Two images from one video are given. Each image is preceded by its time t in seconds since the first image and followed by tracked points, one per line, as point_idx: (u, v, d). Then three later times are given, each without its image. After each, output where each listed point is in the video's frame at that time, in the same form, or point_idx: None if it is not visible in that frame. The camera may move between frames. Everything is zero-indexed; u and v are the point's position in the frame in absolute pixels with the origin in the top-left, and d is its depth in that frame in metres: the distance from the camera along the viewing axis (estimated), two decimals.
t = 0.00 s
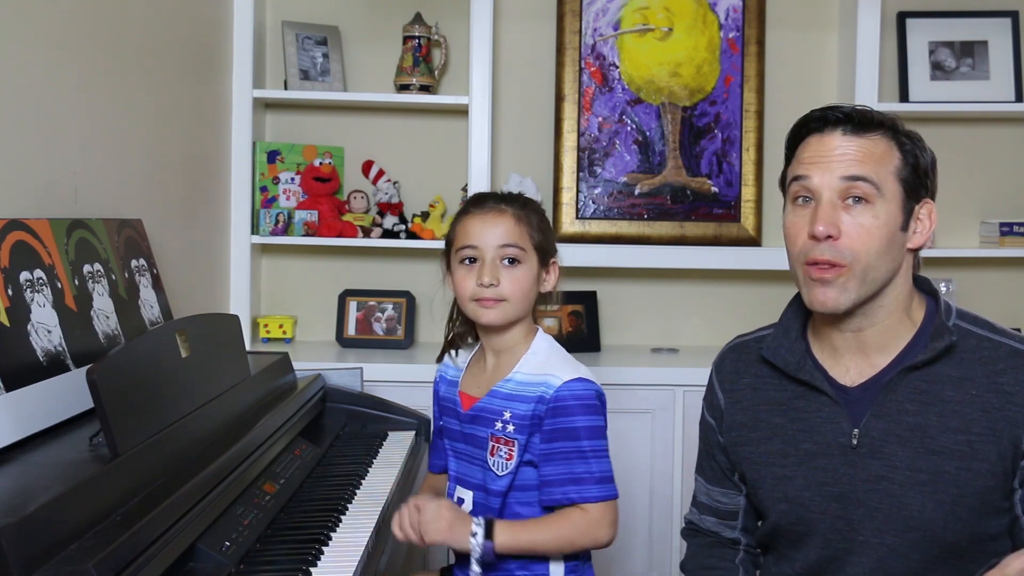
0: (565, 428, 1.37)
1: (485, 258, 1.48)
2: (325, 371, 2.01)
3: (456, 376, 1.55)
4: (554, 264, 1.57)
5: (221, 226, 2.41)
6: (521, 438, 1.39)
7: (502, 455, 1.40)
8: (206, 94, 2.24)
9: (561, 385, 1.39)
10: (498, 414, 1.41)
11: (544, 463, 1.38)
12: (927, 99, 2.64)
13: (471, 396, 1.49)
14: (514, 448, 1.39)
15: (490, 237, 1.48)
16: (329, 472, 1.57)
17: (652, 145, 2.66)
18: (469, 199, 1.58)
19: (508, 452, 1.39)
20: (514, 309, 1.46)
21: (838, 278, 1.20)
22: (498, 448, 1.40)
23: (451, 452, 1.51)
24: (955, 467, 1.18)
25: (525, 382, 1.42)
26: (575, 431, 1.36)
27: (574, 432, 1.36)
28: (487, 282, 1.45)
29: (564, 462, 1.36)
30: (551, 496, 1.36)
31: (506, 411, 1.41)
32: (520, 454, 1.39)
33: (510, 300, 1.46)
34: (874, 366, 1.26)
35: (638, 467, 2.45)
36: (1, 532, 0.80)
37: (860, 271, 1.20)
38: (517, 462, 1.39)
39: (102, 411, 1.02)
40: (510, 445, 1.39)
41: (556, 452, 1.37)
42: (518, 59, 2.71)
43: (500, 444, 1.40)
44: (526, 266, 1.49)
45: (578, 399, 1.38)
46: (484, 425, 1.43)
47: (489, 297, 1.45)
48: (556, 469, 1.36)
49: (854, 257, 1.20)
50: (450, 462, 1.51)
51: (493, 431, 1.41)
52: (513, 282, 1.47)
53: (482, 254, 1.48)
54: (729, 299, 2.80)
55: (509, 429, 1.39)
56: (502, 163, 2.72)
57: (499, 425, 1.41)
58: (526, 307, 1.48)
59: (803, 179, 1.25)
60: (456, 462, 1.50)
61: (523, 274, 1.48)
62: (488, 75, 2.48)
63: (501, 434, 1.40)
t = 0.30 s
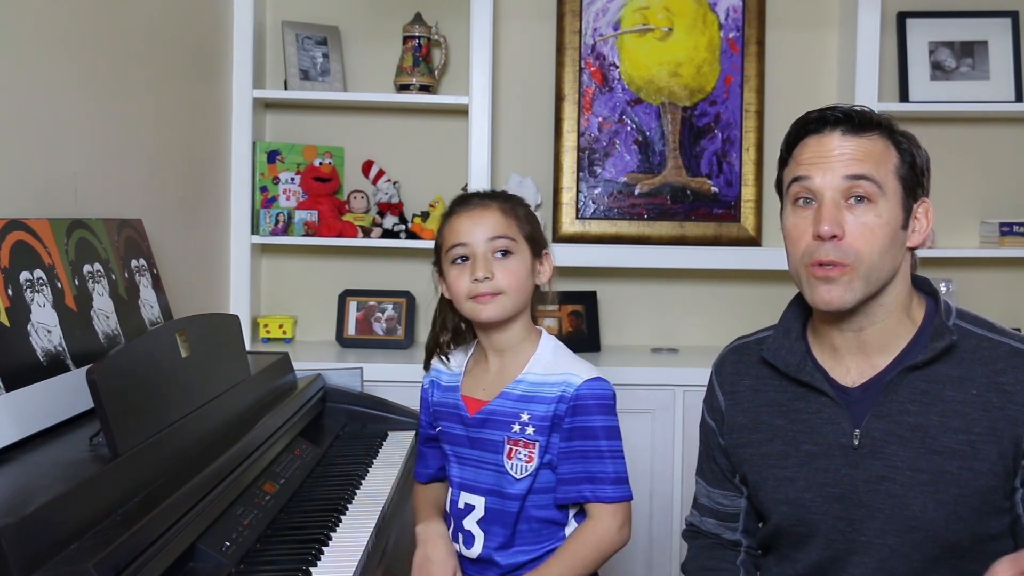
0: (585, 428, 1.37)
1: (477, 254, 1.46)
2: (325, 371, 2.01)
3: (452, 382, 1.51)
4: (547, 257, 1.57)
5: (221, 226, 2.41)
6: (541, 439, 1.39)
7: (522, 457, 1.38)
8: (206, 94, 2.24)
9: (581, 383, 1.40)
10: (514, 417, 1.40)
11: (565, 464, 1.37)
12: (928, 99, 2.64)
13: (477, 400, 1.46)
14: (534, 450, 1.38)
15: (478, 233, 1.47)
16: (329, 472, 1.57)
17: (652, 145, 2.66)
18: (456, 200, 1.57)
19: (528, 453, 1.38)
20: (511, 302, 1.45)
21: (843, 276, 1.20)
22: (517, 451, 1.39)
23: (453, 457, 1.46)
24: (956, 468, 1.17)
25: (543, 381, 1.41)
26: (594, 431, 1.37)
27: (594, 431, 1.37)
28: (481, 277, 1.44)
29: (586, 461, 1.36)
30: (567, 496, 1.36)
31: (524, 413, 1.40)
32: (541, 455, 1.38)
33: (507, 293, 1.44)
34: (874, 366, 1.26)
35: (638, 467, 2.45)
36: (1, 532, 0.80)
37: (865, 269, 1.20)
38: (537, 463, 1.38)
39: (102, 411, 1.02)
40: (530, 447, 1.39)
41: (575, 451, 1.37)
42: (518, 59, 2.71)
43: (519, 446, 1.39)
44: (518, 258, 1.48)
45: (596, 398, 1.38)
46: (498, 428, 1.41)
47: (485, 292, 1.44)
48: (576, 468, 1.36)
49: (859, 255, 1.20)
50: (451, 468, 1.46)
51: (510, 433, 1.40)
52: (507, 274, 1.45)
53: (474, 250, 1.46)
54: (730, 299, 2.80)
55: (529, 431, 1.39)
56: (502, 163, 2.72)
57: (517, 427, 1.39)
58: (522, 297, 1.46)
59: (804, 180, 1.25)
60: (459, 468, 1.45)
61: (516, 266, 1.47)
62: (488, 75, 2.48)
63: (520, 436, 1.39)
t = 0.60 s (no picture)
0: (591, 428, 1.38)
1: (471, 263, 1.44)
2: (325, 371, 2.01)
3: (449, 377, 1.50)
4: (544, 251, 1.56)
5: (221, 226, 2.41)
6: (553, 439, 1.39)
7: (533, 458, 1.38)
8: (206, 94, 2.24)
9: (590, 382, 1.40)
10: (525, 418, 1.40)
11: (574, 467, 1.37)
12: (928, 99, 2.64)
13: (482, 401, 1.44)
14: (546, 451, 1.38)
15: (472, 239, 1.44)
16: (330, 472, 1.58)
17: (652, 145, 2.66)
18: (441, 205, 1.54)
19: (540, 455, 1.38)
20: (512, 308, 1.43)
21: (846, 260, 1.21)
22: (529, 452, 1.38)
23: (456, 458, 1.44)
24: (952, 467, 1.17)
25: (553, 382, 1.41)
26: (599, 431, 1.37)
27: (600, 432, 1.37)
28: (478, 286, 1.41)
29: (594, 460, 1.36)
30: (567, 494, 1.36)
31: (535, 413, 1.40)
32: (552, 457, 1.38)
33: (506, 300, 1.42)
34: (870, 365, 1.26)
35: (638, 467, 2.45)
36: (1, 532, 0.80)
37: (867, 251, 1.21)
38: (549, 465, 1.38)
39: (102, 411, 1.02)
40: (542, 447, 1.39)
41: (583, 452, 1.37)
42: (518, 59, 2.72)
43: (531, 447, 1.38)
44: (513, 262, 1.45)
45: (603, 399, 1.39)
46: (507, 429, 1.40)
47: (483, 301, 1.41)
48: (583, 468, 1.36)
49: (860, 237, 1.21)
50: (454, 468, 1.44)
51: (521, 434, 1.39)
52: (503, 279, 1.43)
53: (469, 259, 1.44)
54: (729, 300, 2.80)
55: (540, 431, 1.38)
56: (502, 163, 2.73)
57: (529, 428, 1.39)
58: (520, 305, 1.45)
59: (794, 175, 1.28)
60: (462, 469, 1.43)
61: (512, 270, 1.45)
62: (488, 75, 2.48)
63: (531, 437, 1.39)
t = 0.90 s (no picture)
0: (573, 423, 1.37)
1: (479, 266, 1.42)
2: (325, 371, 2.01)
3: (440, 380, 1.48)
4: (543, 257, 1.54)
5: (221, 226, 2.41)
6: (540, 437, 1.38)
7: (521, 457, 1.37)
8: (206, 94, 2.24)
9: (573, 378, 1.39)
10: (511, 417, 1.39)
11: (560, 466, 1.36)
12: (928, 99, 2.64)
13: (471, 404, 1.43)
14: (534, 449, 1.38)
15: (480, 243, 1.43)
16: (330, 472, 1.58)
17: (652, 145, 2.66)
18: (446, 201, 1.52)
19: (528, 453, 1.38)
20: (519, 314, 1.42)
21: (837, 267, 1.21)
22: (516, 451, 1.38)
23: (447, 460, 1.44)
24: (945, 463, 1.17)
25: (539, 380, 1.40)
26: (581, 427, 1.36)
27: (582, 427, 1.36)
28: (487, 291, 1.40)
29: (575, 457, 1.36)
30: (552, 492, 1.35)
31: (521, 412, 1.39)
32: (539, 455, 1.37)
33: (512, 306, 1.41)
34: (861, 364, 1.26)
35: (638, 467, 2.45)
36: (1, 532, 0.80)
37: (858, 257, 1.21)
38: (537, 464, 1.37)
39: (102, 411, 1.02)
40: (530, 446, 1.38)
41: (564, 448, 1.36)
42: (518, 60, 2.72)
43: (519, 446, 1.38)
44: (522, 268, 1.45)
45: (588, 394, 1.38)
46: (496, 429, 1.39)
47: (490, 306, 1.40)
48: (565, 464, 1.36)
49: (852, 243, 1.21)
50: (447, 471, 1.43)
51: (508, 434, 1.38)
52: (512, 287, 1.42)
53: (478, 260, 1.42)
54: (728, 300, 2.80)
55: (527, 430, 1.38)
56: (502, 163, 2.73)
57: (515, 427, 1.39)
58: (525, 308, 1.44)
59: (781, 181, 1.27)
60: (454, 470, 1.42)
61: (521, 276, 1.44)
62: (488, 74, 2.48)
63: (519, 436, 1.38)
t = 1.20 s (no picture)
0: (576, 427, 1.37)
1: (474, 258, 1.43)
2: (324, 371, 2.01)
3: (429, 375, 1.47)
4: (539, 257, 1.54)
5: (221, 226, 2.41)
6: (534, 438, 1.38)
7: (515, 457, 1.37)
8: (206, 94, 2.24)
9: (573, 381, 1.39)
10: (506, 417, 1.39)
11: (557, 468, 1.36)
12: (928, 98, 2.64)
13: (463, 400, 1.43)
14: (528, 449, 1.37)
15: (480, 240, 1.43)
16: (329, 472, 1.58)
17: (652, 145, 2.66)
18: (447, 195, 1.52)
19: (522, 454, 1.37)
20: (508, 309, 1.42)
21: (834, 272, 1.21)
22: (510, 451, 1.37)
23: (440, 457, 1.43)
24: (943, 463, 1.17)
25: (535, 381, 1.40)
26: (585, 431, 1.37)
27: (584, 431, 1.37)
28: (480, 284, 1.40)
29: (578, 460, 1.36)
30: (548, 494, 1.36)
31: (516, 413, 1.39)
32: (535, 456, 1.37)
33: (502, 300, 1.41)
34: (858, 366, 1.26)
35: (639, 467, 2.45)
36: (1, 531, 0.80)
37: (854, 262, 1.21)
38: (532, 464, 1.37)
39: (102, 411, 1.02)
40: (523, 446, 1.38)
41: (566, 451, 1.37)
42: (518, 60, 2.72)
43: (513, 446, 1.37)
44: (517, 263, 1.44)
45: (588, 399, 1.38)
46: (489, 428, 1.39)
47: (481, 299, 1.40)
48: (567, 467, 1.36)
49: (849, 249, 1.21)
50: (437, 468, 1.44)
51: (502, 433, 1.38)
52: (505, 279, 1.42)
53: (478, 255, 1.42)
54: (728, 300, 2.80)
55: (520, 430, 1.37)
56: (502, 163, 2.73)
57: (510, 427, 1.38)
58: (516, 304, 1.44)
59: (781, 181, 1.27)
60: (447, 468, 1.43)
61: (514, 272, 1.44)
62: (488, 74, 2.48)
63: (513, 436, 1.38)
